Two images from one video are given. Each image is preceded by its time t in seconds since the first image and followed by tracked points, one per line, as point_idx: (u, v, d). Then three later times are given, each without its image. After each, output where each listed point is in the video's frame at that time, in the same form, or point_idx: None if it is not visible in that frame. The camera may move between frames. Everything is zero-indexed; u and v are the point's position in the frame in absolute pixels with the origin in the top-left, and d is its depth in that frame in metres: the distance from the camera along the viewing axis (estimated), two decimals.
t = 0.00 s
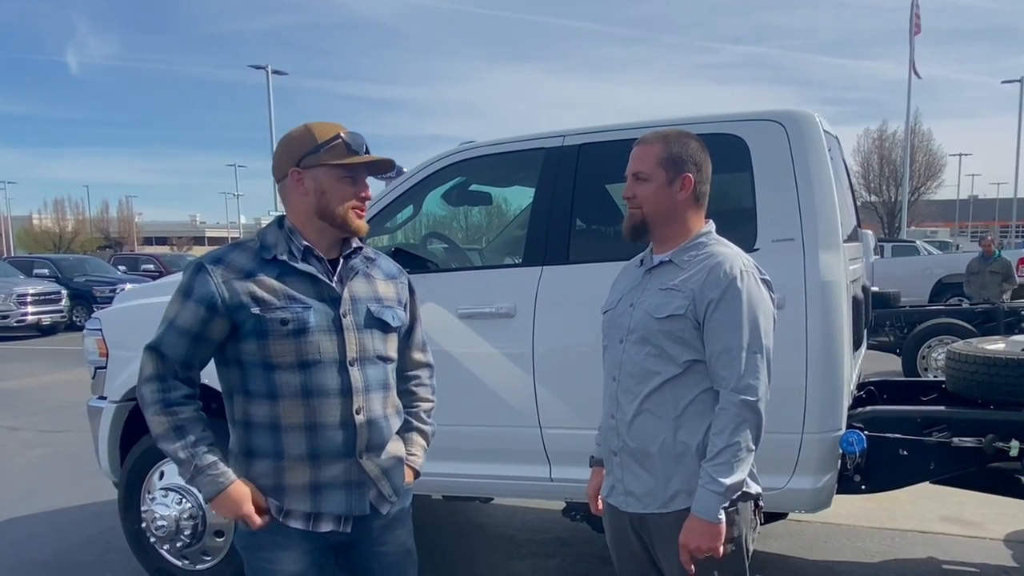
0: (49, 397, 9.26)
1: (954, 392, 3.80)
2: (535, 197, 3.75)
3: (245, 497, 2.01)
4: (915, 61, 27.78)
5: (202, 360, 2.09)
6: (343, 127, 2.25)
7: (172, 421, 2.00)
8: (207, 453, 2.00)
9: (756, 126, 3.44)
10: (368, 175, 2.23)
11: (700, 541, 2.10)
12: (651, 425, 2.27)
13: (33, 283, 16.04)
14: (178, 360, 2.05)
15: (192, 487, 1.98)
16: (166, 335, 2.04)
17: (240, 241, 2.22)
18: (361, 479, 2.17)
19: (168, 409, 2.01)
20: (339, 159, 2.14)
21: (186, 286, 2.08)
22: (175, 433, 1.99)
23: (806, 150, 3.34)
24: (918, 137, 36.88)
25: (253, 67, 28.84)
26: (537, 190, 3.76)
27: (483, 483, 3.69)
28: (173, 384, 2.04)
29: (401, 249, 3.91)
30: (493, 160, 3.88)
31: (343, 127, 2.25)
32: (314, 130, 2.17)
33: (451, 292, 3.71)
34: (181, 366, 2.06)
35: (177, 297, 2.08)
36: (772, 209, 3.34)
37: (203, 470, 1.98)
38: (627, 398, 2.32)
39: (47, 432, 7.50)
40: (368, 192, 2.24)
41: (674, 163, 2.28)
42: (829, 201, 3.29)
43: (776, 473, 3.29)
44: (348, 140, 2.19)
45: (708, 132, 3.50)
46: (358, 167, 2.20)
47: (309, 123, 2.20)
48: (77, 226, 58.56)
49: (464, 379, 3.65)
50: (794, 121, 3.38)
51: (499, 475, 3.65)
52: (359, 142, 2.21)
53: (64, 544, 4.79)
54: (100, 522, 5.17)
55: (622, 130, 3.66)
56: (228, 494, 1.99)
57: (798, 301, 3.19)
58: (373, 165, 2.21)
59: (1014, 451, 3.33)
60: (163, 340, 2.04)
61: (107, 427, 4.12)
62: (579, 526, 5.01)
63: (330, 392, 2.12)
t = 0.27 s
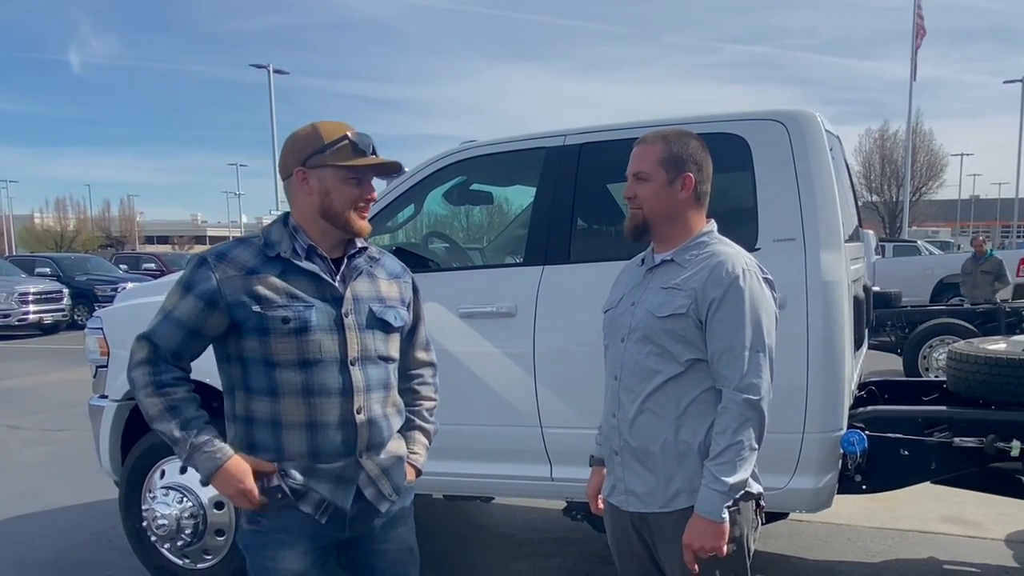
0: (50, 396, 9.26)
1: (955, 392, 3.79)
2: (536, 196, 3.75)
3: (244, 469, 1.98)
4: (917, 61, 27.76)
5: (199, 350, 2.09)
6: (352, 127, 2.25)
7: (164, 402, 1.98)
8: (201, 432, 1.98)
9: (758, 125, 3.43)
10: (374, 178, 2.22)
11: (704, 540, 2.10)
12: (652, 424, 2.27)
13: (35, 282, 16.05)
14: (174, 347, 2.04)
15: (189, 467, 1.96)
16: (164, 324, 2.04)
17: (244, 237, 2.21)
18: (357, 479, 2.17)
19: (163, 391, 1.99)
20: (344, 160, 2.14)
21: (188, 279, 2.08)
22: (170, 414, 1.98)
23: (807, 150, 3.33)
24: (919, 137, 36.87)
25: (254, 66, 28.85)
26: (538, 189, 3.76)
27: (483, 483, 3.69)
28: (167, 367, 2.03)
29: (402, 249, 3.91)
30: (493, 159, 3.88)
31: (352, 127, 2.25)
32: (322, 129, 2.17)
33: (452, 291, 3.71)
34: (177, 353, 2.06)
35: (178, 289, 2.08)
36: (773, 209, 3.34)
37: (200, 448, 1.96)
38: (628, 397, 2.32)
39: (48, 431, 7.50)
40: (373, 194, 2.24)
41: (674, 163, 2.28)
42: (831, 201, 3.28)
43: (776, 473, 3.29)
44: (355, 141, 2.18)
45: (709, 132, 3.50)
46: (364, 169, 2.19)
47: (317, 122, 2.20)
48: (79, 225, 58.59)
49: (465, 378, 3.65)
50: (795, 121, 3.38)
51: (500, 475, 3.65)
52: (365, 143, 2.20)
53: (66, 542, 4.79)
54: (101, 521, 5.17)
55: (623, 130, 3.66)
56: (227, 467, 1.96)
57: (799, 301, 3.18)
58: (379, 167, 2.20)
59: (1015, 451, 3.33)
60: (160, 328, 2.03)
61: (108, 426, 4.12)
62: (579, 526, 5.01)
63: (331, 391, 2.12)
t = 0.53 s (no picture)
0: (51, 395, 9.27)
1: (957, 392, 3.79)
2: (537, 196, 3.75)
3: (264, 475, 2.05)
4: (918, 61, 27.74)
5: (209, 355, 2.10)
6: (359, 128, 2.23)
7: (183, 415, 2.01)
8: (220, 441, 2.01)
9: (759, 125, 3.43)
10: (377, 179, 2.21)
11: (704, 539, 2.10)
12: (653, 423, 2.27)
13: (36, 282, 16.06)
14: (187, 355, 2.06)
15: (212, 477, 2.01)
16: (175, 330, 2.05)
17: (249, 237, 2.22)
18: (359, 480, 2.17)
19: (180, 401, 2.02)
20: (347, 161, 2.13)
21: (195, 281, 2.08)
22: (188, 426, 2.00)
23: (808, 151, 3.33)
24: (921, 138, 36.86)
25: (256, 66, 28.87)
26: (539, 189, 3.76)
27: (484, 483, 3.69)
28: (183, 378, 2.05)
29: (403, 248, 3.91)
30: (494, 159, 3.88)
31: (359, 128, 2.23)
32: (328, 130, 2.17)
33: (453, 291, 3.71)
34: (190, 361, 2.07)
35: (185, 291, 2.08)
36: (775, 209, 3.34)
37: (220, 459, 2.00)
38: (630, 397, 2.32)
39: (49, 430, 7.51)
40: (376, 196, 2.23)
41: (676, 167, 2.28)
42: (832, 201, 3.28)
43: (777, 473, 3.29)
44: (360, 142, 2.17)
45: (711, 132, 3.50)
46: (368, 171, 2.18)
47: (323, 122, 2.19)
48: (80, 225, 58.62)
49: (466, 378, 3.65)
50: (797, 121, 3.38)
51: (501, 474, 3.65)
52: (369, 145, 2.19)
53: (67, 541, 4.80)
54: (102, 520, 5.18)
55: (625, 130, 3.66)
56: (249, 475, 2.03)
57: (801, 301, 3.19)
58: (385, 169, 2.19)
59: (1017, 452, 3.34)
60: (171, 334, 2.04)
61: (109, 426, 4.12)
62: (580, 526, 5.01)
63: (334, 391, 2.12)
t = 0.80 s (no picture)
0: (52, 395, 9.27)
1: (958, 393, 3.79)
2: (539, 196, 3.75)
3: (287, 497, 2.07)
4: (920, 61, 27.70)
5: (229, 364, 2.10)
6: (365, 132, 2.20)
7: (212, 430, 2.01)
8: (248, 459, 2.03)
9: (762, 126, 3.43)
10: (368, 185, 2.16)
11: (709, 539, 2.09)
12: (655, 424, 2.27)
13: (38, 281, 16.08)
14: (209, 364, 2.05)
15: (235, 493, 2.03)
16: (197, 339, 2.05)
17: (254, 238, 2.21)
18: (370, 480, 2.17)
19: (207, 414, 2.02)
20: (330, 166, 2.11)
21: (205, 285, 2.08)
22: (217, 442, 2.00)
23: (810, 151, 3.33)
24: (922, 138, 36.84)
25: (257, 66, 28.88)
26: (541, 189, 3.76)
27: (485, 483, 3.69)
28: (211, 392, 2.05)
29: (404, 249, 3.91)
30: (496, 159, 3.88)
31: (365, 131, 2.20)
32: (326, 132, 2.16)
33: (455, 292, 3.71)
34: (213, 372, 2.07)
35: (197, 296, 2.08)
36: (777, 209, 3.33)
37: (247, 476, 2.02)
38: (631, 398, 2.32)
39: (50, 430, 7.51)
40: (368, 201, 2.18)
41: (676, 165, 2.28)
42: (834, 202, 3.28)
43: (779, 474, 3.29)
44: (351, 146, 2.13)
45: (712, 132, 3.50)
46: (355, 176, 2.14)
47: (325, 124, 2.18)
48: (81, 224, 58.66)
49: (468, 379, 3.65)
50: (799, 122, 3.38)
51: (502, 475, 3.65)
52: (362, 148, 2.14)
53: (68, 541, 4.80)
54: (103, 519, 5.18)
55: (626, 130, 3.66)
56: (273, 494, 2.05)
57: (803, 302, 3.18)
58: (373, 174, 2.14)
59: (1018, 453, 3.34)
60: (195, 345, 2.04)
61: (111, 426, 4.13)
62: (581, 526, 5.01)
63: (341, 392, 2.13)
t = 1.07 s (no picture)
0: (54, 394, 9.28)
1: (960, 395, 3.78)
2: (540, 197, 3.75)
3: (292, 495, 2.07)
4: (922, 62, 27.68)
5: (234, 364, 2.10)
6: (368, 131, 2.20)
7: (216, 428, 2.01)
8: (254, 456, 2.03)
9: (764, 126, 3.43)
10: (367, 183, 2.17)
11: (707, 538, 2.10)
12: (653, 424, 2.27)
13: (40, 281, 16.10)
14: (215, 363, 2.06)
15: (242, 490, 2.03)
16: (202, 339, 2.05)
17: (260, 240, 2.22)
18: (376, 481, 2.17)
19: (212, 412, 2.02)
20: (329, 164, 2.12)
21: (211, 286, 2.09)
22: (221, 440, 2.00)
23: (812, 152, 3.33)
24: (924, 139, 36.83)
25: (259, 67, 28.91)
26: (542, 190, 3.76)
27: (487, 483, 3.69)
28: (215, 390, 2.05)
29: (406, 249, 3.91)
30: (497, 160, 3.88)
31: (368, 131, 2.20)
32: (329, 132, 2.18)
33: (456, 292, 3.71)
34: (219, 372, 2.07)
35: (203, 297, 2.09)
36: (779, 210, 3.33)
37: (254, 473, 2.02)
38: (630, 398, 2.32)
39: (52, 429, 7.52)
40: (368, 200, 2.18)
41: (678, 165, 2.28)
42: (836, 202, 3.28)
43: (781, 475, 3.29)
44: (350, 144, 2.13)
45: (715, 133, 3.50)
46: (354, 174, 2.14)
47: (329, 124, 2.20)
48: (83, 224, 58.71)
49: (470, 379, 3.65)
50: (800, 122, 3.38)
51: (504, 475, 3.65)
52: (358, 147, 2.14)
53: (70, 540, 4.81)
54: (105, 519, 5.18)
55: (628, 130, 3.66)
56: (279, 490, 2.05)
57: (805, 303, 3.18)
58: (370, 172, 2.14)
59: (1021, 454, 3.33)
60: (200, 345, 2.05)
61: (113, 425, 4.13)
62: (582, 527, 5.01)
63: (345, 393, 2.13)
